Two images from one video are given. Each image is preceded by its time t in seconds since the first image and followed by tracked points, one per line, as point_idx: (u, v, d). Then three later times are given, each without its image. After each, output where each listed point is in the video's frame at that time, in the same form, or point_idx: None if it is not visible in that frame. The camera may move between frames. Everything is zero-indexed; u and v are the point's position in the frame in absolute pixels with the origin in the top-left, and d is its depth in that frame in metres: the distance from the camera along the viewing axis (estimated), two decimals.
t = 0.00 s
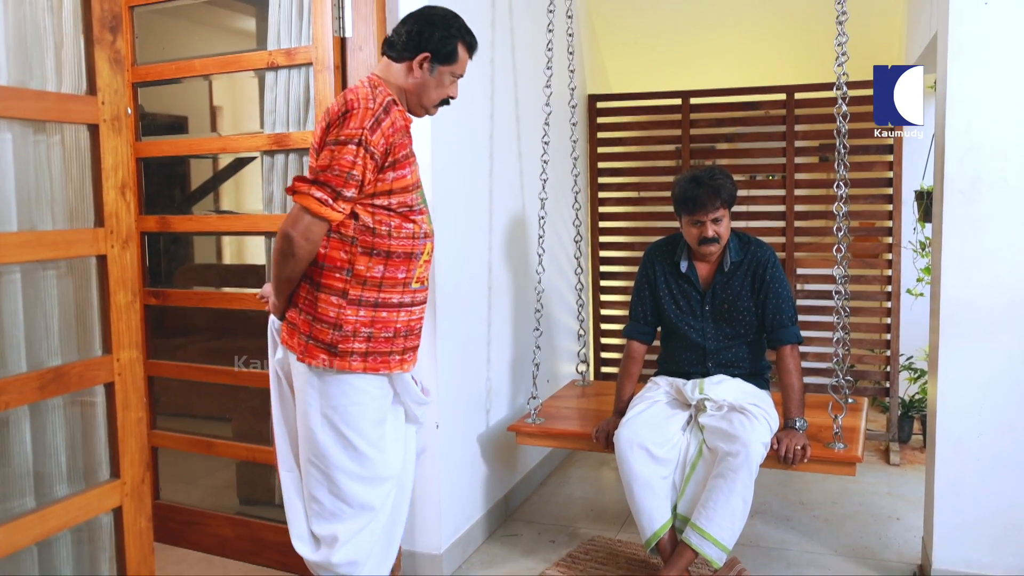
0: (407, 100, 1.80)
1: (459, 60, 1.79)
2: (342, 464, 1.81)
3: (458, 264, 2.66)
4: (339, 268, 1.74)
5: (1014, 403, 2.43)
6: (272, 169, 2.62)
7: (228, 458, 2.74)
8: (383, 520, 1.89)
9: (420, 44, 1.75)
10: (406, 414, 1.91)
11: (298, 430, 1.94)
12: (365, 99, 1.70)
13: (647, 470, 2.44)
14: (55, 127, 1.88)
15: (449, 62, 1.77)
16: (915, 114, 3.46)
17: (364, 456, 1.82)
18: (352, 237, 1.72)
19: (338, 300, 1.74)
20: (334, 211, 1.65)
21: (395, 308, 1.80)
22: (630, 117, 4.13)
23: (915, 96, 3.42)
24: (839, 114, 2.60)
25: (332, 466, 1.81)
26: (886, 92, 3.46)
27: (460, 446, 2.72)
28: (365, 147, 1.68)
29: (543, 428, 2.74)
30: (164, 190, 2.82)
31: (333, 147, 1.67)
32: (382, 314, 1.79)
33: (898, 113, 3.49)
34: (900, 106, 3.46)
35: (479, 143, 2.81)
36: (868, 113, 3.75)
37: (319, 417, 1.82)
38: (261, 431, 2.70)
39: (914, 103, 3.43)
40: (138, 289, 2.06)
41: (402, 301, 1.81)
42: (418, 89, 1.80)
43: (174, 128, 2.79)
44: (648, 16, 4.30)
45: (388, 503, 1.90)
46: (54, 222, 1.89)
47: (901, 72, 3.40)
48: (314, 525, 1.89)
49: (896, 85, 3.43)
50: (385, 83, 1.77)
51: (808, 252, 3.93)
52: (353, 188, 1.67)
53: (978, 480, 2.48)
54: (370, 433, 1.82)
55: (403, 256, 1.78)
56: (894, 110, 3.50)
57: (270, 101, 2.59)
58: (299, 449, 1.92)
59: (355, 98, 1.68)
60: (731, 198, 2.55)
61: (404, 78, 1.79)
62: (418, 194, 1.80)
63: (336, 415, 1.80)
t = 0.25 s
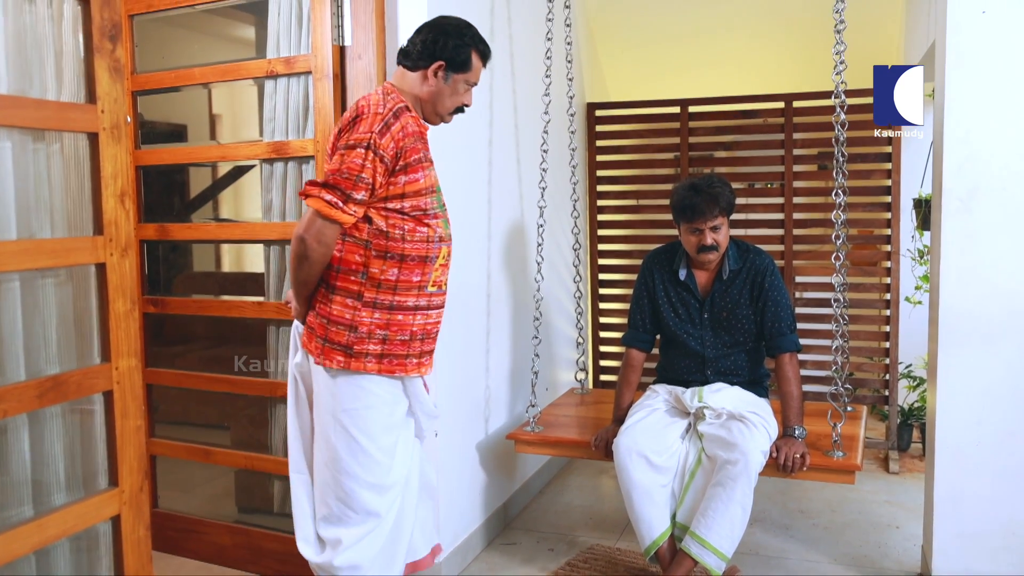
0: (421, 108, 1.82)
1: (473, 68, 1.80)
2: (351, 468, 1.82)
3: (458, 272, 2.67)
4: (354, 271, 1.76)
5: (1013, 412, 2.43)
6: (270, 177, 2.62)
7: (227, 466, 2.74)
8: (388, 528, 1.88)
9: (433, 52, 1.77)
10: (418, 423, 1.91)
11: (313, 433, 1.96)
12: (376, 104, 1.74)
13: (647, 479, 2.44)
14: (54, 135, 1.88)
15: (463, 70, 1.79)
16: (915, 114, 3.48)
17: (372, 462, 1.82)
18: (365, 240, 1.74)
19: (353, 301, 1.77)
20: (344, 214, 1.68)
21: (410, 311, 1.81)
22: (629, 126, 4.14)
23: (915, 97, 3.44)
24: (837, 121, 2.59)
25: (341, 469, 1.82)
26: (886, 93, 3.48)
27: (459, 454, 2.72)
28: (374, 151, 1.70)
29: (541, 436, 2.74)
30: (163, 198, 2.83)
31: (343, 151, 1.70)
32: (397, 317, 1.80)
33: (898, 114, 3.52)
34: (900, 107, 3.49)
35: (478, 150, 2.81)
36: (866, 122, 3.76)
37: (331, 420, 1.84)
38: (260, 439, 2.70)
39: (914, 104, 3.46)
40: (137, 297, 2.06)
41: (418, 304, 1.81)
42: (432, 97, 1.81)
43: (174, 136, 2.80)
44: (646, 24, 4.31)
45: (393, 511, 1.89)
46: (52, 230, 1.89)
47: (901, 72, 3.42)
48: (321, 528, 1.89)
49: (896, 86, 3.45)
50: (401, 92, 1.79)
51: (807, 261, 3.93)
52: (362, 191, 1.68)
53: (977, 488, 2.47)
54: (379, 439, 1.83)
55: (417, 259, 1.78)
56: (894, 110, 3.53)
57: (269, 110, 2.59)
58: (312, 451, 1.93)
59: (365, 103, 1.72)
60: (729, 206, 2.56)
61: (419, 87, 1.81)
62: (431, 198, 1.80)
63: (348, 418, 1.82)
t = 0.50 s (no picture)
0: (431, 114, 1.83)
1: (483, 75, 1.82)
2: (366, 468, 1.81)
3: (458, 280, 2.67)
4: (367, 274, 1.77)
5: (1012, 419, 2.43)
6: (270, 184, 2.62)
7: (225, 473, 2.74)
8: (400, 530, 1.87)
9: (443, 59, 1.78)
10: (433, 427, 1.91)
11: (325, 435, 1.94)
12: (388, 110, 1.74)
13: (646, 486, 2.43)
14: (54, 142, 1.88)
15: (473, 77, 1.80)
16: (916, 114, 3.48)
17: (387, 463, 1.81)
18: (379, 243, 1.75)
19: (368, 304, 1.77)
20: (358, 217, 1.67)
21: (424, 312, 1.82)
22: (628, 132, 4.15)
23: (915, 96, 3.44)
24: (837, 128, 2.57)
25: (355, 470, 1.81)
26: (886, 92, 3.48)
27: (459, 461, 2.72)
28: (387, 155, 1.70)
29: (540, 443, 2.74)
30: (162, 205, 2.83)
31: (356, 154, 1.69)
32: (411, 319, 1.81)
33: (898, 113, 3.52)
34: (900, 106, 3.48)
35: (477, 157, 2.82)
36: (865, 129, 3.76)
37: (347, 420, 1.82)
38: (259, 446, 2.70)
39: (915, 104, 3.46)
40: (136, 304, 2.06)
41: (431, 307, 1.83)
42: (443, 104, 1.82)
43: (173, 143, 2.80)
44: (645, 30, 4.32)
45: (405, 513, 1.88)
46: (52, 237, 1.89)
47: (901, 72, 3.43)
48: (330, 528, 1.87)
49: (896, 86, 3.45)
50: (412, 98, 1.80)
51: (806, 267, 3.93)
52: (376, 194, 1.69)
53: (976, 496, 2.47)
54: (395, 441, 1.82)
55: (430, 261, 1.79)
56: (894, 109, 3.51)
57: (268, 117, 2.60)
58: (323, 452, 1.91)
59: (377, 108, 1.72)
60: (728, 213, 2.56)
61: (430, 93, 1.82)
62: (444, 201, 1.81)
63: (365, 420, 1.81)
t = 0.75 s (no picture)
0: (439, 120, 1.85)
1: (490, 83, 1.84)
2: (370, 470, 1.82)
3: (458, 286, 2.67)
4: (375, 276, 1.78)
5: (1011, 425, 2.43)
6: (269, 189, 2.62)
7: (224, 478, 2.74)
8: (403, 532, 1.87)
9: (452, 66, 1.81)
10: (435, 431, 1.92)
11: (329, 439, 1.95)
12: (398, 114, 1.76)
13: (645, 491, 2.42)
14: (53, 148, 1.87)
15: (480, 84, 1.83)
16: (916, 114, 3.48)
17: (391, 465, 1.83)
18: (388, 246, 1.76)
19: (375, 306, 1.79)
20: (368, 219, 1.69)
21: (430, 316, 1.84)
22: (627, 137, 4.15)
23: (915, 96, 3.44)
24: (837, 133, 2.55)
25: (359, 472, 1.82)
26: (886, 92, 3.48)
27: (458, 467, 2.72)
28: (398, 157, 1.71)
29: (540, 449, 2.74)
30: (161, 211, 2.83)
31: (367, 157, 1.71)
32: (417, 322, 1.82)
33: (899, 113, 3.51)
34: (900, 106, 3.48)
35: (477, 163, 2.81)
36: (865, 134, 3.76)
37: (351, 423, 1.83)
38: (258, 452, 2.70)
39: (915, 104, 3.46)
40: (135, 309, 2.04)
41: (437, 310, 1.84)
42: (451, 110, 1.84)
43: (172, 149, 2.80)
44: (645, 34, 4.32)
45: (407, 516, 1.89)
46: (51, 243, 1.87)
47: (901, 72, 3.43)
48: (333, 531, 1.87)
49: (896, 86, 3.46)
50: (421, 104, 1.82)
51: (805, 273, 3.93)
52: (387, 197, 1.70)
53: (975, 502, 2.47)
54: (399, 443, 1.84)
55: (437, 265, 1.81)
56: (895, 109, 3.51)
57: (267, 122, 2.60)
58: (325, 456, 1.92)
59: (388, 113, 1.74)
60: (727, 218, 2.56)
61: (438, 99, 1.83)
62: (451, 206, 1.84)
63: (369, 422, 1.82)
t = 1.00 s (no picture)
0: (442, 123, 1.86)
1: (492, 87, 1.86)
2: (374, 471, 1.83)
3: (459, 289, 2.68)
4: (380, 278, 1.79)
5: (1010, 429, 2.43)
6: (269, 191, 2.62)
7: (224, 481, 2.75)
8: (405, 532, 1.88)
9: (455, 69, 1.82)
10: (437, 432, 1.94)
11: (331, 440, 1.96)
12: (404, 116, 1.76)
13: (645, 493, 2.42)
14: (54, 150, 1.84)
15: (482, 87, 1.84)
16: (916, 113, 3.48)
17: (395, 465, 1.83)
18: (393, 247, 1.77)
19: (380, 307, 1.79)
20: (376, 220, 1.68)
21: (434, 316, 1.84)
22: (627, 139, 4.15)
23: (915, 96, 3.44)
24: (837, 136, 2.54)
25: (363, 473, 1.82)
26: (886, 92, 3.51)
27: (458, 470, 2.72)
28: (405, 159, 1.72)
29: (539, 451, 2.74)
30: (161, 213, 2.83)
31: (375, 159, 1.71)
32: (421, 322, 1.83)
33: (899, 113, 3.53)
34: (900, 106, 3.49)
35: (477, 165, 2.81)
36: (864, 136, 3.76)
37: (354, 423, 1.84)
38: (257, 454, 2.70)
39: (915, 103, 3.46)
40: (135, 312, 2.01)
41: (441, 310, 1.85)
42: (454, 113, 1.85)
43: (172, 151, 2.80)
44: (644, 37, 4.32)
45: (410, 516, 1.90)
46: (52, 245, 1.84)
47: (901, 72, 3.42)
48: (336, 532, 1.87)
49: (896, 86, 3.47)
50: (423, 107, 1.83)
51: (805, 275, 3.93)
52: (394, 198, 1.70)
53: (974, 505, 2.47)
54: (402, 444, 1.85)
55: (441, 266, 1.82)
56: (895, 109, 3.54)
57: (267, 124, 2.60)
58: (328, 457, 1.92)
59: (394, 115, 1.75)
60: (727, 221, 2.56)
61: (441, 102, 1.84)
62: (454, 208, 1.86)
63: (373, 423, 1.83)
